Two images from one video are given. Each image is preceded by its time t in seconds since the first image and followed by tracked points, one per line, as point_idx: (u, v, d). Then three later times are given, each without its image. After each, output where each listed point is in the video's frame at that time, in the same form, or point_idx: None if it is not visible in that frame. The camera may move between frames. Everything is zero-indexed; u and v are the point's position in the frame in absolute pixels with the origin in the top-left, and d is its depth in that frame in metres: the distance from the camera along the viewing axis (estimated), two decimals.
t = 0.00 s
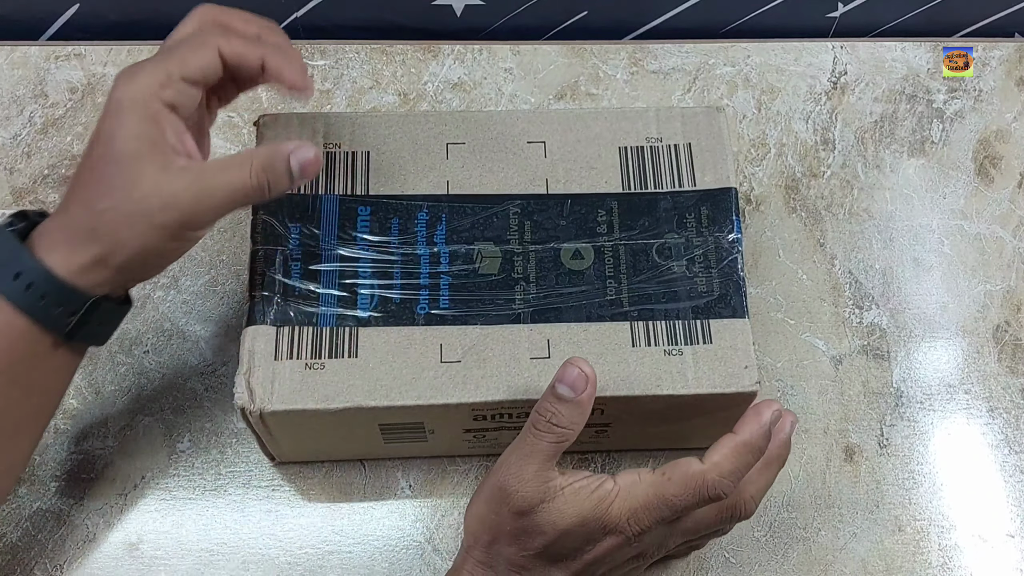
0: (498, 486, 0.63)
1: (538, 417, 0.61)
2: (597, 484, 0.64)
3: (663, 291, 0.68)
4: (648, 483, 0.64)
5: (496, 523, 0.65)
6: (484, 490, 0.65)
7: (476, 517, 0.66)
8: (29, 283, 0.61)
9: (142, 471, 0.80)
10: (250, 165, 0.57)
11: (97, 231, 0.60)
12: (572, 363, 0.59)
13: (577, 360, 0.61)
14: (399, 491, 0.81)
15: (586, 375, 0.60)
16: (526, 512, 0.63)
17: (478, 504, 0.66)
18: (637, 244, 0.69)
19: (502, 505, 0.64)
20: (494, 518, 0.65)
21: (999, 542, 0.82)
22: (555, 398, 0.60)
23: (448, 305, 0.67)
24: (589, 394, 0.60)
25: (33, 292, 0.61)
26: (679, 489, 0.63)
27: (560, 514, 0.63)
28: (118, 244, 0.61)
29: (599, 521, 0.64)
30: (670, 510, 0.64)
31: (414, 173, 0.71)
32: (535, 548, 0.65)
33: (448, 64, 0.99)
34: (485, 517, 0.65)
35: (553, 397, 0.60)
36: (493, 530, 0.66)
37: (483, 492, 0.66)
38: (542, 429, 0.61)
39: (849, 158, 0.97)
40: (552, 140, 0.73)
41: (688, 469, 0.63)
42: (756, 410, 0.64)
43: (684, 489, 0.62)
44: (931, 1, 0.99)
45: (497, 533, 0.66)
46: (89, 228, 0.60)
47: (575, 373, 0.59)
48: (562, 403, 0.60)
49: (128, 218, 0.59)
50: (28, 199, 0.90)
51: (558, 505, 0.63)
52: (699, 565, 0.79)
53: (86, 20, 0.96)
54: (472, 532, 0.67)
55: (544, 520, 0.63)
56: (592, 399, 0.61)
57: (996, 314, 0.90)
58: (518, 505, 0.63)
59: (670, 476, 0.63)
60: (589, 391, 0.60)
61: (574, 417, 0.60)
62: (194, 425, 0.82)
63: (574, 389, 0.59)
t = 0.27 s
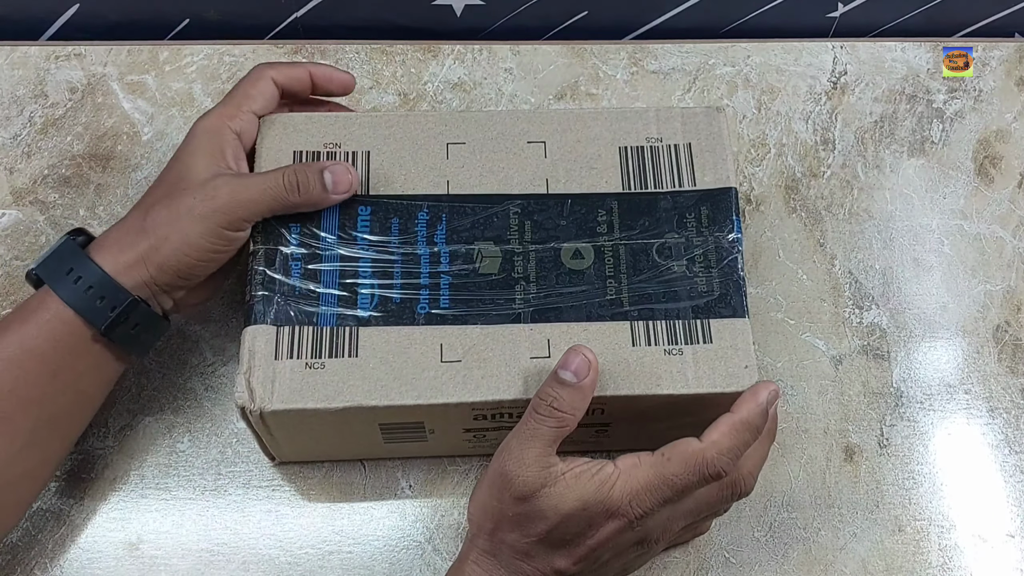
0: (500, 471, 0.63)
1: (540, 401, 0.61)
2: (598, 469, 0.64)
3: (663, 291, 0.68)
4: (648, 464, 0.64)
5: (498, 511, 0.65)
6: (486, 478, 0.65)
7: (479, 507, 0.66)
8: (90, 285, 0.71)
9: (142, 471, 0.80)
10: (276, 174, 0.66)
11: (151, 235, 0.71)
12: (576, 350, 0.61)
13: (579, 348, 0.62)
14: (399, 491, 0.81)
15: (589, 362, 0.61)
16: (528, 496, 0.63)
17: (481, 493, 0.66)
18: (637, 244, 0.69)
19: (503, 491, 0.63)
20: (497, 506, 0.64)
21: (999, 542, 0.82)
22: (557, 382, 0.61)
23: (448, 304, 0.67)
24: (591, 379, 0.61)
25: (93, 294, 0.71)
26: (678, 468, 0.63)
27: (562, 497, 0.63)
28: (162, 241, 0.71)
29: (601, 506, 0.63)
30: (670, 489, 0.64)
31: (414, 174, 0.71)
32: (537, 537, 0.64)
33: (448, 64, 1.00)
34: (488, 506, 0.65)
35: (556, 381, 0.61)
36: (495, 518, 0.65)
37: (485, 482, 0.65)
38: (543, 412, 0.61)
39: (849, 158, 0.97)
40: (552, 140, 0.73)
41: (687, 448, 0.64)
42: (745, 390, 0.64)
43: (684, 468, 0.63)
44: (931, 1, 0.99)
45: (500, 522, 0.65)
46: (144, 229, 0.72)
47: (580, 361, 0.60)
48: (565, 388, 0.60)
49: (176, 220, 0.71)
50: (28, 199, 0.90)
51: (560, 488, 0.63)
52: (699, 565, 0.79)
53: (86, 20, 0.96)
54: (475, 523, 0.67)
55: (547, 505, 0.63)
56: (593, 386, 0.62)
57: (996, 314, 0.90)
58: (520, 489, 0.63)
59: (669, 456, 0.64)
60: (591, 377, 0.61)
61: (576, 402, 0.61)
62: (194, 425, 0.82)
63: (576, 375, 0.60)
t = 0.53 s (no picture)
0: (499, 457, 0.64)
1: (547, 394, 0.62)
2: (594, 453, 0.64)
3: (665, 294, 0.68)
4: (642, 450, 0.64)
5: (496, 497, 0.65)
6: (485, 464, 0.65)
7: (477, 493, 0.66)
8: (100, 291, 0.70)
9: (143, 471, 0.80)
10: (272, 155, 0.67)
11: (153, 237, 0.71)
12: (592, 351, 0.63)
13: (592, 351, 0.63)
14: (399, 491, 0.81)
15: (600, 365, 0.63)
16: (526, 483, 0.63)
17: (479, 480, 0.66)
18: (638, 246, 0.69)
19: (501, 476, 0.64)
20: (494, 491, 0.65)
21: (999, 542, 0.82)
22: (568, 376, 0.62)
23: (449, 308, 0.67)
24: (600, 378, 0.62)
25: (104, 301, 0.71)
26: (671, 455, 0.63)
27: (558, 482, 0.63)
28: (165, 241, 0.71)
29: (597, 491, 0.63)
30: (663, 476, 0.64)
31: (414, 176, 0.71)
32: (533, 523, 0.64)
33: (448, 64, 1.00)
34: (485, 492, 0.65)
35: (566, 374, 0.62)
36: (493, 504, 0.65)
37: (484, 468, 0.66)
38: (549, 405, 0.62)
39: (849, 159, 0.97)
40: (552, 140, 0.73)
41: (681, 435, 0.64)
42: (748, 382, 0.64)
43: (677, 454, 0.63)
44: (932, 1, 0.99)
45: (497, 508, 0.65)
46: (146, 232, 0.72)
47: (594, 362, 0.62)
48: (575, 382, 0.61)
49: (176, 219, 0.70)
50: (28, 199, 0.90)
51: (557, 475, 0.63)
52: (699, 565, 0.79)
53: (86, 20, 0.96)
54: (472, 509, 0.67)
55: (543, 491, 0.63)
56: (602, 390, 0.63)
57: (996, 314, 0.90)
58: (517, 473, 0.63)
59: (663, 442, 0.64)
60: (601, 377, 0.62)
61: (583, 399, 0.61)
62: (195, 425, 0.82)
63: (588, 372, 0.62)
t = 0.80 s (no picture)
0: (500, 458, 0.64)
1: (553, 398, 0.62)
2: (595, 456, 0.64)
3: (665, 302, 0.68)
4: (642, 455, 0.64)
5: (497, 497, 0.65)
6: (486, 464, 0.65)
7: (478, 493, 0.66)
8: (90, 289, 0.69)
9: (143, 471, 0.81)
10: (277, 157, 0.66)
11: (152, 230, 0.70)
12: (605, 364, 0.63)
13: (601, 362, 0.64)
14: (399, 491, 0.81)
15: (609, 378, 0.63)
16: (527, 484, 0.63)
17: (480, 480, 0.66)
18: (639, 253, 0.69)
19: (503, 477, 0.64)
20: (495, 491, 0.65)
21: (999, 542, 0.82)
22: (575, 382, 0.62)
23: (449, 318, 0.67)
24: (609, 386, 0.62)
25: (96, 300, 0.69)
26: (670, 461, 0.63)
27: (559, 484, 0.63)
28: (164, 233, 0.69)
29: (597, 495, 0.64)
30: (662, 481, 0.64)
31: (412, 183, 0.70)
32: (534, 525, 0.65)
33: (448, 64, 0.99)
34: (486, 492, 0.65)
35: (576, 382, 0.62)
36: (493, 504, 0.65)
37: (485, 468, 0.66)
38: (555, 410, 0.61)
39: (849, 159, 0.96)
40: (551, 141, 0.73)
41: (681, 441, 0.63)
42: (749, 389, 0.65)
43: (676, 460, 0.63)
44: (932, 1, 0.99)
45: (498, 508, 0.65)
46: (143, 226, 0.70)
47: (606, 374, 0.63)
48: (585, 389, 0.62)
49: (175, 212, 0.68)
50: (28, 199, 0.90)
51: (557, 477, 0.63)
52: (700, 565, 0.79)
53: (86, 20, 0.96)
54: (473, 509, 0.67)
55: (543, 493, 0.63)
56: (608, 403, 0.63)
57: (996, 314, 0.90)
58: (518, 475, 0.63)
59: (662, 448, 0.64)
60: (609, 389, 0.62)
61: (589, 406, 0.62)
62: (194, 425, 0.82)
63: (597, 380, 0.62)
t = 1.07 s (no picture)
0: (497, 460, 0.64)
1: (546, 397, 0.62)
2: (592, 459, 0.65)
3: (658, 301, 0.68)
4: (639, 457, 0.64)
5: (495, 499, 0.65)
6: (484, 467, 0.66)
7: (475, 495, 0.66)
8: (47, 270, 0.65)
9: (143, 471, 0.81)
10: (227, 148, 0.59)
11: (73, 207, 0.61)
12: (598, 363, 0.63)
13: (594, 361, 0.64)
14: (399, 492, 0.81)
15: (603, 377, 0.63)
16: (524, 486, 0.63)
17: (478, 482, 0.66)
18: (632, 253, 0.69)
19: (500, 479, 0.64)
20: (492, 493, 0.65)
21: (999, 542, 0.82)
22: (569, 381, 0.62)
23: (442, 317, 0.67)
24: (603, 386, 0.63)
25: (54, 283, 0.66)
26: (667, 461, 0.63)
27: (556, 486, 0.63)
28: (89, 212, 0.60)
29: (594, 496, 0.64)
30: (660, 482, 0.64)
31: (406, 184, 0.71)
32: (531, 527, 0.65)
33: (448, 65, 0.99)
34: (483, 494, 0.66)
35: (569, 381, 0.62)
36: (491, 506, 0.65)
37: (483, 470, 0.66)
38: (549, 410, 0.62)
39: (849, 158, 0.97)
40: (551, 142, 0.73)
41: (677, 442, 0.64)
42: (739, 386, 0.65)
43: (673, 461, 0.63)
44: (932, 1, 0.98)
45: (495, 510, 0.65)
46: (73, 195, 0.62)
47: (600, 373, 0.63)
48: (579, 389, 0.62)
49: (110, 195, 0.60)
50: (28, 199, 0.90)
51: (554, 478, 0.63)
52: (699, 565, 0.80)
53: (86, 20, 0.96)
54: (471, 511, 0.67)
55: (540, 495, 0.63)
56: (600, 403, 0.63)
57: (996, 314, 0.90)
58: (516, 478, 0.63)
59: (659, 449, 0.64)
60: (602, 387, 0.63)
61: (583, 405, 0.62)
62: (194, 425, 0.82)
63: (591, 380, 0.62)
